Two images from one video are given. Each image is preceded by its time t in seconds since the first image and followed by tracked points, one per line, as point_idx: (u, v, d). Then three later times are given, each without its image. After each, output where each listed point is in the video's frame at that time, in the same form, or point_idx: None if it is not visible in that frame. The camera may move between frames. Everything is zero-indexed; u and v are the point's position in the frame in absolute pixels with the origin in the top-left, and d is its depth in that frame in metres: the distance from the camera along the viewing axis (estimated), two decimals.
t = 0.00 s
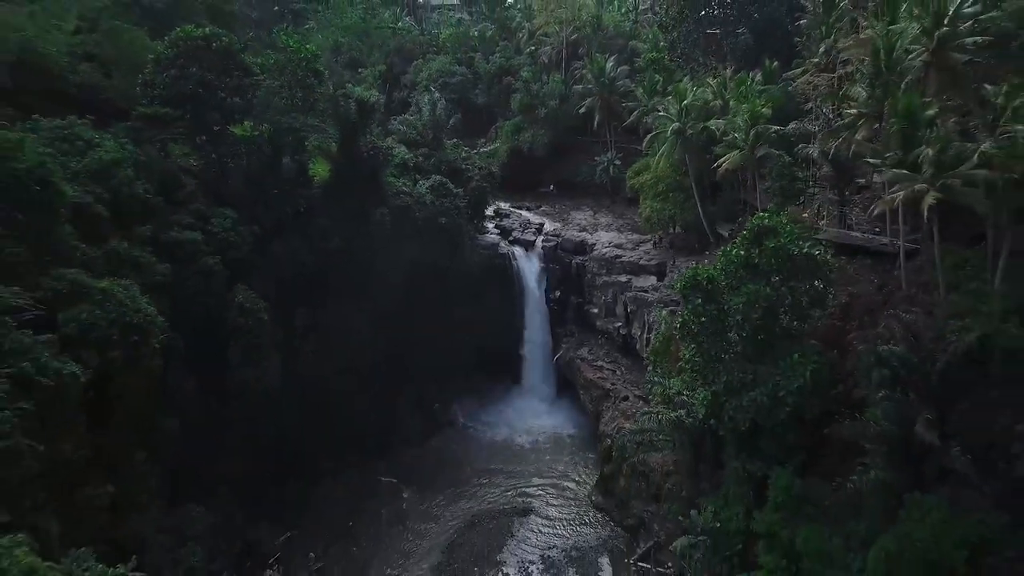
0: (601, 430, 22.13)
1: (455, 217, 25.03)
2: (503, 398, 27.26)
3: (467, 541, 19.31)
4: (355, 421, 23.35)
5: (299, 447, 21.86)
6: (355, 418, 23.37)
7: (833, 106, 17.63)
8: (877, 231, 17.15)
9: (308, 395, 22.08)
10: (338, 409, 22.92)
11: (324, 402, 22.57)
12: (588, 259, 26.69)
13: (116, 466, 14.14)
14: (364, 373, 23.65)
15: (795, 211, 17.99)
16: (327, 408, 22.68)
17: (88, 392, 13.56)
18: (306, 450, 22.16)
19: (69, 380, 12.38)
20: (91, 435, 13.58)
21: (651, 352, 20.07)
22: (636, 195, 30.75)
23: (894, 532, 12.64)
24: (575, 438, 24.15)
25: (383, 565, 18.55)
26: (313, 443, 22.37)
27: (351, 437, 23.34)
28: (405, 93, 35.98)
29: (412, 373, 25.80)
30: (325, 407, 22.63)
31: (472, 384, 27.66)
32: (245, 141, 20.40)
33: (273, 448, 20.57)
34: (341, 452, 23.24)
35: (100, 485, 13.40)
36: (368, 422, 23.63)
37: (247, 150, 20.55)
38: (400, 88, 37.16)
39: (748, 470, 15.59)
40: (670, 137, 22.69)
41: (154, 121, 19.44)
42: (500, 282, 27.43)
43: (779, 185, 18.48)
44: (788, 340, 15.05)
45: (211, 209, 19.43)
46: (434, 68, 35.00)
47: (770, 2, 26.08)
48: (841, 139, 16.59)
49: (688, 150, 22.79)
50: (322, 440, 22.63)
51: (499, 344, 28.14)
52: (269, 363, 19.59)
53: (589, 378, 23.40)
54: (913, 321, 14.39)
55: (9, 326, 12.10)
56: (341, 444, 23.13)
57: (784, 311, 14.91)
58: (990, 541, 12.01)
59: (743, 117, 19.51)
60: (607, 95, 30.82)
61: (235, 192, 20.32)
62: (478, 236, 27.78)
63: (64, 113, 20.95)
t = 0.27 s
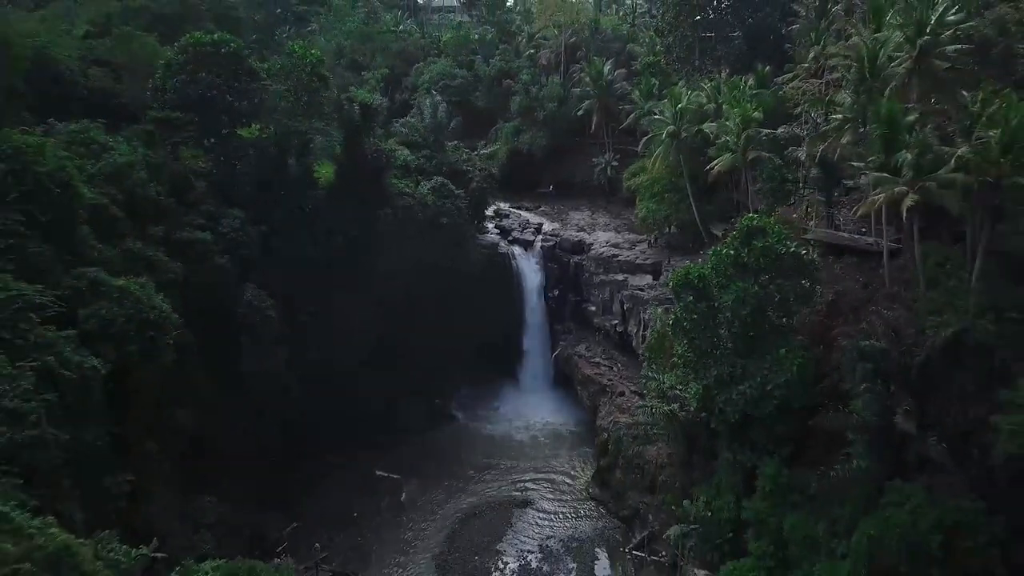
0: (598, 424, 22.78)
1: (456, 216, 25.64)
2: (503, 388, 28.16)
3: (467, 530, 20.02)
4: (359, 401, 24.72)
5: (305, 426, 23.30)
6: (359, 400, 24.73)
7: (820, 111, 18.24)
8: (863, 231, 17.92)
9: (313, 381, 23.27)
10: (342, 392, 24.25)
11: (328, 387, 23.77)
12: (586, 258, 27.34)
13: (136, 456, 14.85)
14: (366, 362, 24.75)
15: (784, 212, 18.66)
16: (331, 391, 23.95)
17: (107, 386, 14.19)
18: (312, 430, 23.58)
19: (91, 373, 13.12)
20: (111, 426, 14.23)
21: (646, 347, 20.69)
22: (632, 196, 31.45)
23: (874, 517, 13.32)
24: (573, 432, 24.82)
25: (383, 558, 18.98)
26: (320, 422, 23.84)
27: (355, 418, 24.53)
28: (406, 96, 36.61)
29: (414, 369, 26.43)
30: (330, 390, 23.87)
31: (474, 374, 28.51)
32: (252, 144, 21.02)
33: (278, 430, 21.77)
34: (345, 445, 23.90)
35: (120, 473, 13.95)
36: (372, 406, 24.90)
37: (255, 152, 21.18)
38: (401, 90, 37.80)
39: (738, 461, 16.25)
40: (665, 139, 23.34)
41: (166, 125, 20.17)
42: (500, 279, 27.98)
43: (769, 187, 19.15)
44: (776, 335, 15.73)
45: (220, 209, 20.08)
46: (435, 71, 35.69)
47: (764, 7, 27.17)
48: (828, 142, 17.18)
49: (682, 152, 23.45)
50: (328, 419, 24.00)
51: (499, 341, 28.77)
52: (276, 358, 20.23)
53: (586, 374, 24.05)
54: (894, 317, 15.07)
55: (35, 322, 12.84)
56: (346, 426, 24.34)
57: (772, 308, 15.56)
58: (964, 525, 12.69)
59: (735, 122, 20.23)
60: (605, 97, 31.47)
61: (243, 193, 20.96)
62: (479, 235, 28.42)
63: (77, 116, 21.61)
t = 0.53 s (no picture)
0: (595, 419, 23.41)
1: (457, 217, 26.24)
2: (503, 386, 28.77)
3: (468, 522, 20.64)
4: (363, 403, 25.22)
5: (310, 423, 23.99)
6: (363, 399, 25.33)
7: (809, 116, 18.87)
8: (850, 232, 18.70)
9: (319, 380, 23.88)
10: (346, 392, 24.84)
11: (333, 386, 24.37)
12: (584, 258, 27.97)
13: (151, 448, 15.48)
14: (369, 362, 25.35)
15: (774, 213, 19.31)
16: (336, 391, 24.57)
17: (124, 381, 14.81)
18: (317, 427, 24.25)
19: (109, 368, 13.75)
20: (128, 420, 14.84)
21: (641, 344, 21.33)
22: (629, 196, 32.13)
23: (858, 506, 13.95)
24: (571, 428, 25.45)
25: (386, 549, 19.59)
26: (325, 420, 24.52)
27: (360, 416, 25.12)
28: (407, 98, 37.20)
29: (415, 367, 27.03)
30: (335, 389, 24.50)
31: (475, 374, 29.12)
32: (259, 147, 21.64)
33: (285, 426, 22.47)
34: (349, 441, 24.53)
35: (136, 464, 14.54)
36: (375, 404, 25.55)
37: (262, 155, 21.79)
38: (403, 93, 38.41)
39: (730, 453, 16.89)
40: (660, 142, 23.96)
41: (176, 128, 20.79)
42: (500, 278, 28.57)
43: (760, 189, 19.80)
44: (765, 332, 16.37)
45: (229, 211, 20.71)
46: (436, 73, 36.30)
47: (758, 12, 28.05)
48: (816, 146, 17.76)
49: (677, 154, 24.07)
50: (333, 417, 24.69)
51: (499, 339, 29.39)
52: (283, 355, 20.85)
53: (584, 371, 24.69)
54: (878, 315, 15.71)
55: (56, 319, 13.51)
56: (350, 424, 25.01)
57: (762, 306, 16.19)
58: (943, 512, 13.32)
59: (726, 125, 20.84)
60: (603, 100, 32.10)
61: (250, 195, 21.59)
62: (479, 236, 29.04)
63: (88, 119, 22.18)
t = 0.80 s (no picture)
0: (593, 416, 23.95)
1: (458, 218, 26.77)
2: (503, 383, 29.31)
3: (469, 514, 21.20)
4: (366, 407, 25.71)
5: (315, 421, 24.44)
6: (366, 398, 25.84)
7: (800, 119, 19.41)
8: (840, 232, 19.31)
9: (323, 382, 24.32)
10: (350, 391, 25.37)
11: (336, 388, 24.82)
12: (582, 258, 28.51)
13: (164, 441, 16.05)
14: (372, 361, 25.92)
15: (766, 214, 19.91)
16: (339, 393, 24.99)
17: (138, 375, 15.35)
18: (320, 430, 24.61)
19: (124, 363, 14.33)
20: (142, 413, 15.36)
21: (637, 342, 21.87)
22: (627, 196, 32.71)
23: (844, 496, 14.52)
24: (569, 424, 26.01)
25: (389, 541, 20.18)
26: (327, 424, 24.88)
27: (362, 422, 25.51)
28: (409, 100, 37.70)
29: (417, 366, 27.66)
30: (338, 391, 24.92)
31: (475, 374, 29.61)
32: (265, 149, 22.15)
33: (291, 423, 22.99)
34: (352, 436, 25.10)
35: (149, 456, 15.07)
36: (378, 403, 26.01)
37: (268, 157, 22.30)
38: (404, 95, 38.93)
39: (722, 447, 17.46)
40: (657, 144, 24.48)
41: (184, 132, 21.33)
42: (500, 278, 29.11)
43: (754, 190, 20.36)
44: (756, 329, 16.94)
45: (235, 212, 21.26)
46: (437, 75, 36.79)
47: (753, 16, 28.66)
48: (806, 148, 18.28)
49: (674, 156, 24.57)
50: (336, 420, 25.08)
51: (499, 338, 29.92)
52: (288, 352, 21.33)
53: (582, 368, 25.25)
54: (865, 312, 16.28)
55: (74, 317, 14.09)
56: (353, 426, 25.40)
57: (753, 304, 16.74)
58: (925, 502, 13.89)
59: (720, 128, 21.39)
60: (601, 102, 32.58)
61: (256, 196, 22.13)
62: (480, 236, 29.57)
63: (98, 122, 22.72)
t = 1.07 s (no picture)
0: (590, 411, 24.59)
1: (458, 218, 27.40)
2: (502, 380, 29.95)
3: (470, 507, 21.83)
4: (369, 403, 26.36)
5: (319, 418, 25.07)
6: (369, 395, 26.48)
7: (790, 123, 20.05)
8: (829, 231, 19.94)
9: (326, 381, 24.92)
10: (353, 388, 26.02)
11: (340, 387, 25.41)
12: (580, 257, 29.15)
13: (176, 434, 16.65)
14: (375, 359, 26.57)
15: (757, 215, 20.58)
16: (343, 393, 25.57)
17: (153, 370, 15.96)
18: (324, 429, 25.14)
19: (139, 358, 14.96)
20: (156, 407, 15.98)
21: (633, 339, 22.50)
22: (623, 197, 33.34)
23: (830, 485, 15.15)
24: (567, 420, 26.65)
25: (393, 531, 20.84)
26: (331, 423, 25.41)
27: (365, 422, 26.08)
28: (410, 102, 38.30)
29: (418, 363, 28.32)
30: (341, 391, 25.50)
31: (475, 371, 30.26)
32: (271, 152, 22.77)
33: (296, 419, 23.62)
34: (356, 432, 25.74)
35: (163, 447, 15.69)
36: (380, 400, 26.64)
37: (274, 160, 22.92)
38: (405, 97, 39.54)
39: (715, 440, 18.11)
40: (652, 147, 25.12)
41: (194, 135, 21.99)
42: (500, 277, 29.76)
43: (746, 192, 21.02)
44: (746, 325, 17.57)
45: (243, 212, 21.89)
46: (437, 78, 37.40)
47: (747, 22, 29.33)
48: (795, 152, 18.93)
49: (669, 159, 25.19)
50: (340, 420, 25.63)
51: (499, 336, 30.57)
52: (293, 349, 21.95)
53: (580, 365, 25.91)
54: (851, 310, 16.93)
55: (91, 314, 14.71)
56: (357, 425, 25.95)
57: (744, 302, 17.38)
58: (906, 491, 14.55)
59: (713, 132, 22.04)
60: (599, 105, 33.22)
61: (262, 198, 22.76)
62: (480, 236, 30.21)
63: (108, 125, 23.28)
